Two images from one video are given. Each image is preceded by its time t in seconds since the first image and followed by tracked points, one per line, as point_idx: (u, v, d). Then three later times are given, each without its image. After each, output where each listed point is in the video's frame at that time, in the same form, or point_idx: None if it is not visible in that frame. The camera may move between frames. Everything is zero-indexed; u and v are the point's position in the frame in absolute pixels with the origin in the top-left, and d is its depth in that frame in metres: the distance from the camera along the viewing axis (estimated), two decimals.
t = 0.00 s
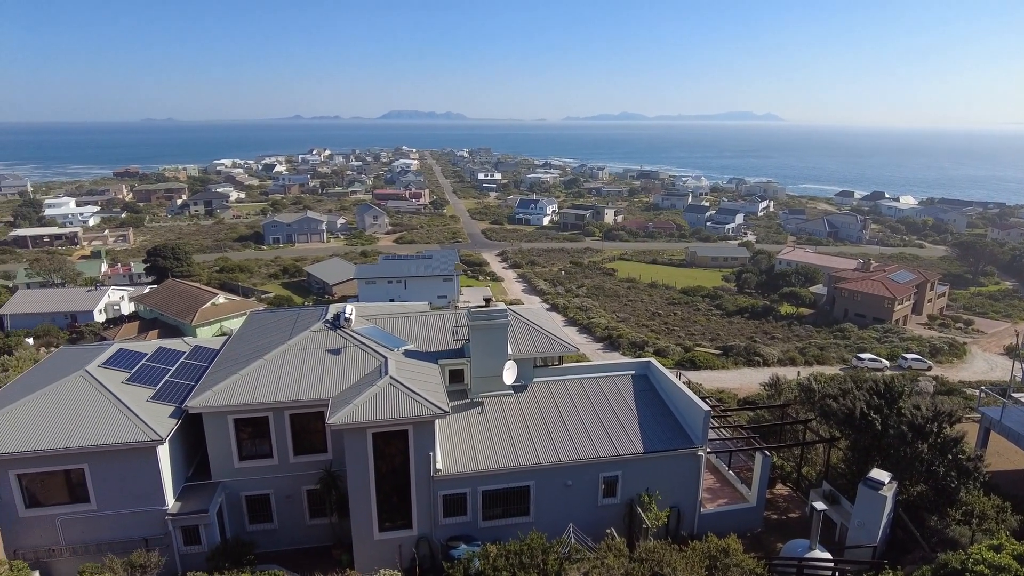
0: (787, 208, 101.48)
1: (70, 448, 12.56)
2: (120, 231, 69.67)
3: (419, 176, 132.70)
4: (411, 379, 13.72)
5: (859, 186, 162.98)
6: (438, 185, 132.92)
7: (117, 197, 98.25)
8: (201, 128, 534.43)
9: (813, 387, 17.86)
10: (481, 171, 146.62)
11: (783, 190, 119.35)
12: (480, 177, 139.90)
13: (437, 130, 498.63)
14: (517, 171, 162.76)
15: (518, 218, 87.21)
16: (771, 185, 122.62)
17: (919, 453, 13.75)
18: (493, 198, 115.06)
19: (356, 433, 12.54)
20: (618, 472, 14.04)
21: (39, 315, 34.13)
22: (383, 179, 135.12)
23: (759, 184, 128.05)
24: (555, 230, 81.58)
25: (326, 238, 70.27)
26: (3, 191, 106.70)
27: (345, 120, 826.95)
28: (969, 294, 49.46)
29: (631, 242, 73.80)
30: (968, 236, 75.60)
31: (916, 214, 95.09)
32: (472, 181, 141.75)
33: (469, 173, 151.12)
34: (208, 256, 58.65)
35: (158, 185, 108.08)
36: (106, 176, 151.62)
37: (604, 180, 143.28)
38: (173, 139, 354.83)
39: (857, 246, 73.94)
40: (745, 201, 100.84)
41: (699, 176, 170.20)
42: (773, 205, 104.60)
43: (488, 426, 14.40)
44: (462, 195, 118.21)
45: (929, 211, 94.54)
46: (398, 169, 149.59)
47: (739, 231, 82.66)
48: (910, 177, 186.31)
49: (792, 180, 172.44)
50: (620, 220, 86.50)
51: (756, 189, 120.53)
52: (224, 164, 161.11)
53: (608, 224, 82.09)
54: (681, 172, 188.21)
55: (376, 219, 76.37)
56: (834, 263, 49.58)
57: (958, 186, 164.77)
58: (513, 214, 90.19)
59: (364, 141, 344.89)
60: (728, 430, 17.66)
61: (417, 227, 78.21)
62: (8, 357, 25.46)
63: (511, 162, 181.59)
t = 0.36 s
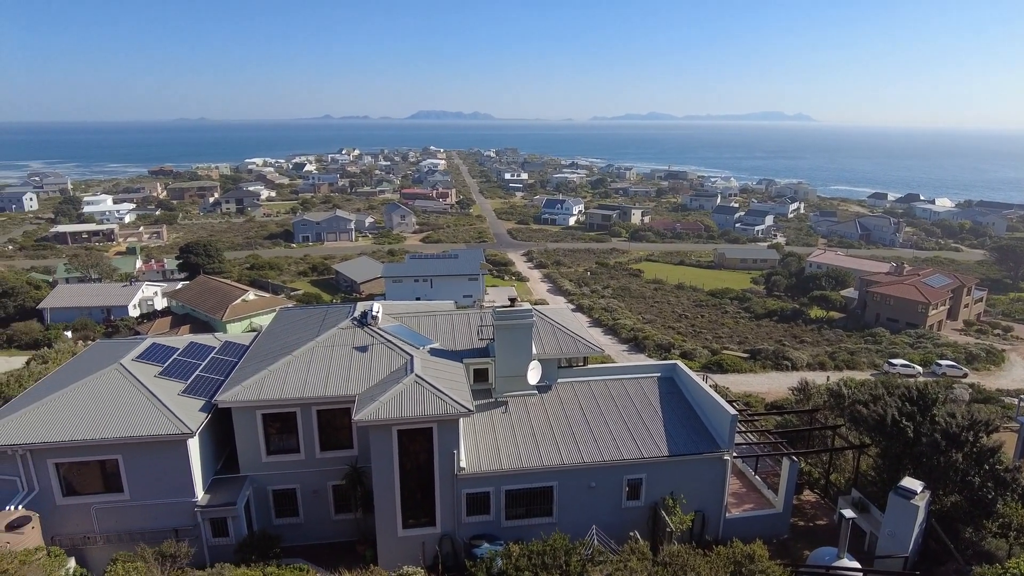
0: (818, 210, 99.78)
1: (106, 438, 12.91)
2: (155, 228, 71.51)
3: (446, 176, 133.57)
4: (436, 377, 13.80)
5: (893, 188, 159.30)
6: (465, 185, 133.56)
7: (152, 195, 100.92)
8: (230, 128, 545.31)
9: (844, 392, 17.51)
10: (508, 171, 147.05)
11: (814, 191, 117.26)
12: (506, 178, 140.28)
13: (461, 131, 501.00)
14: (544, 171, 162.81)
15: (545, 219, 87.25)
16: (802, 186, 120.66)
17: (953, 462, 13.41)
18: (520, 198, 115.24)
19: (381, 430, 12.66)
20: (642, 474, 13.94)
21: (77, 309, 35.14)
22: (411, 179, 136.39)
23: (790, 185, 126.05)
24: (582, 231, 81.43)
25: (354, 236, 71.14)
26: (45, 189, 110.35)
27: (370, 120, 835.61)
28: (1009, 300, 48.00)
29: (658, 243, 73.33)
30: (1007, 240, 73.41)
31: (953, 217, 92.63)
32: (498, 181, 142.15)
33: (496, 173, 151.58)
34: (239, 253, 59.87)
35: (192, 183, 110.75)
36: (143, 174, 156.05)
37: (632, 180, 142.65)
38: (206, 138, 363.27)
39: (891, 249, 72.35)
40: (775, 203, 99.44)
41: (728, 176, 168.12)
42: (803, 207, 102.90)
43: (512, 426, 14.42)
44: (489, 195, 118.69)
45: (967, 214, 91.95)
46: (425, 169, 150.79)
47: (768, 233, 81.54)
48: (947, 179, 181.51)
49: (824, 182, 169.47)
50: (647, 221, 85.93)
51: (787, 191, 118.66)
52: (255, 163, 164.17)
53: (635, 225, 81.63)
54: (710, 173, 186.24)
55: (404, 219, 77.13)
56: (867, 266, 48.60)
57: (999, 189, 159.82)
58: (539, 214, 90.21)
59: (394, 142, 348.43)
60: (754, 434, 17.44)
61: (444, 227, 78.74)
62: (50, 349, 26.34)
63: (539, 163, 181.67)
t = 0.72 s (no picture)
0: (851, 211, 97.73)
1: (139, 430, 13.24)
2: (188, 225, 73.15)
3: (473, 176, 134.11)
4: (461, 376, 13.88)
5: (929, 190, 155.19)
6: (491, 185, 133.96)
7: (186, 193, 103.34)
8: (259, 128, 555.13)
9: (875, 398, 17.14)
10: (534, 171, 147.11)
11: (846, 193, 114.87)
12: (533, 177, 140.29)
13: (486, 131, 501.95)
14: (571, 171, 162.40)
15: (571, 219, 87.06)
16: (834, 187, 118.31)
17: (990, 471, 13.01)
18: (547, 198, 115.16)
19: (405, 427, 12.76)
20: (667, 478, 13.83)
21: (113, 303, 36.11)
22: (438, 178, 137.28)
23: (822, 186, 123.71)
24: (608, 231, 81.08)
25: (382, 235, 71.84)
26: (85, 186, 113.71)
27: (395, 120, 842.54)
28: None
29: (686, 244, 72.64)
30: None
31: (993, 220, 89.86)
32: (525, 180, 142.25)
33: (522, 173, 151.67)
34: (270, 250, 60.96)
35: (224, 181, 113.06)
36: (178, 172, 160.00)
37: (660, 180, 141.56)
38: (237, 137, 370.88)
39: (927, 253, 70.51)
40: (806, 204, 97.74)
41: (758, 177, 165.70)
42: (835, 208, 100.93)
43: (536, 426, 14.42)
44: (515, 195, 118.85)
45: (1008, 217, 89.08)
46: (452, 168, 151.58)
47: (798, 235, 80.17)
48: (986, 181, 176.15)
49: (856, 183, 165.99)
50: (674, 221, 85.13)
51: (818, 192, 116.45)
52: (285, 162, 167.02)
53: (662, 225, 80.97)
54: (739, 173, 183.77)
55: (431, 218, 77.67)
56: (901, 269, 47.46)
57: None
58: (565, 214, 90.02)
59: (421, 141, 351.43)
60: (782, 439, 17.18)
61: (470, 226, 79.05)
62: (89, 342, 27.15)
63: (566, 162, 181.29)
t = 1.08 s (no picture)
0: (884, 214, 95.55)
1: (171, 424, 13.53)
2: (220, 222, 74.73)
3: (499, 176, 134.48)
4: (485, 375, 13.92)
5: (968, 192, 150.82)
6: (518, 185, 134.07)
7: (218, 191, 105.59)
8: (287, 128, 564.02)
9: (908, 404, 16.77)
10: (561, 171, 146.95)
11: (880, 195, 112.27)
12: (559, 178, 140.09)
13: (511, 131, 502.88)
14: (597, 171, 161.79)
15: (597, 219, 86.71)
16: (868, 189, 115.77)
17: None
18: (573, 199, 114.91)
19: (430, 425, 12.85)
20: (692, 482, 13.70)
21: (147, 299, 37.04)
22: (465, 178, 138.04)
23: (855, 188, 121.16)
24: (635, 232, 80.61)
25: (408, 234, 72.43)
26: (121, 184, 116.80)
27: (424, 119, 849.49)
28: None
29: (714, 246, 71.85)
30: None
31: None
32: (552, 180, 142.02)
33: (549, 173, 151.50)
34: (299, 248, 61.96)
35: (255, 180, 115.18)
36: (211, 171, 163.74)
37: (688, 181, 140.20)
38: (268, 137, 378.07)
39: (964, 257, 68.57)
40: (837, 206, 95.86)
41: (789, 178, 163.10)
42: (868, 211, 98.77)
43: (560, 426, 14.39)
44: (541, 195, 118.85)
45: None
46: (479, 168, 152.21)
47: (830, 237, 78.67)
48: None
49: (890, 185, 162.03)
50: (702, 222, 84.20)
51: (851, 194, 114.05)
52: (315, 162, 169.62)
53: (690, 226, 80.21)
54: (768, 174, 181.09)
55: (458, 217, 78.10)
56: (937, 274, 46.26)
57: None
58: (592, 214, 89.72)
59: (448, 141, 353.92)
60: (810, 444, 16.91)
61: (497, 226, 79.27)
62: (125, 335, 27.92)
63: (593, 163, 180.69)
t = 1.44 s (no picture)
0: (920, 216, 93.15)
1: (202, 417, 13.85)
2: (251, 221, 76.04)
3: (526, 176, 134.60)
4: (510, 375, 13.93)
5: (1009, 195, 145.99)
6: (544, 185, 134.03)
7: (250, 189, 107.58)
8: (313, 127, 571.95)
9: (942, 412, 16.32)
10: (588, 172, 146.53)
11: (915, 197, 109.50)
12: (586, 178, 139.64)
13: (535, 131, 502.18)
14: (625, 171, 161.03)
15: (624, 220, 86.25)
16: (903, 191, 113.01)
17: None
18: (600, 199, 114.41)
19: (454, 423, 12.90)
20: (717, 486, 13.54)
21: (179, 295, 37.88)
22: (491, 178, 138.46)
23: (890, 190, 118.33)
24: (663, 233, 79.94)
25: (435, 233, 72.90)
26: (157, 182, 119.80)
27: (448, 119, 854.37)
28: None
29: (743, 248, 70.94)
30: None
31: None
32: (578, 181, 141.73)
33: (575, 173, 151.03)
34: (328, 247, 62.84)
35: (285, 179, 117.10)
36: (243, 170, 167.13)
37: (717, 182, 138.65)
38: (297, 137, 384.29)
39: (1004, 262, 66.48)
40: (871, 208, 93.72)
41: (821, 180, 160.07)
42: (903, 214, 96.43)
43: (584, 427, 14.36)
44: (568, 195, 118.62)
45: None
46: (506, 168, 152.49)
47: (862, 240, 77.03)
48: None
49: (927, 187, 157.94)
50: (731, 224, 83.12)
51: (885, 195, 111.43)
52: (344, 161, 171.76)
53: (718, 228, 79.24)
54: (799, 176, 177.89)
55: (484, 217, 78.37)
56: (975, 279, 44.92)
57: None
58: (619, 215, 89.24)
59: (474, 141, 355.61)
60: (839, 451, 16.57)
61: (523, 226, 79.35)
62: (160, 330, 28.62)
63: (620, 163, 179.58)
